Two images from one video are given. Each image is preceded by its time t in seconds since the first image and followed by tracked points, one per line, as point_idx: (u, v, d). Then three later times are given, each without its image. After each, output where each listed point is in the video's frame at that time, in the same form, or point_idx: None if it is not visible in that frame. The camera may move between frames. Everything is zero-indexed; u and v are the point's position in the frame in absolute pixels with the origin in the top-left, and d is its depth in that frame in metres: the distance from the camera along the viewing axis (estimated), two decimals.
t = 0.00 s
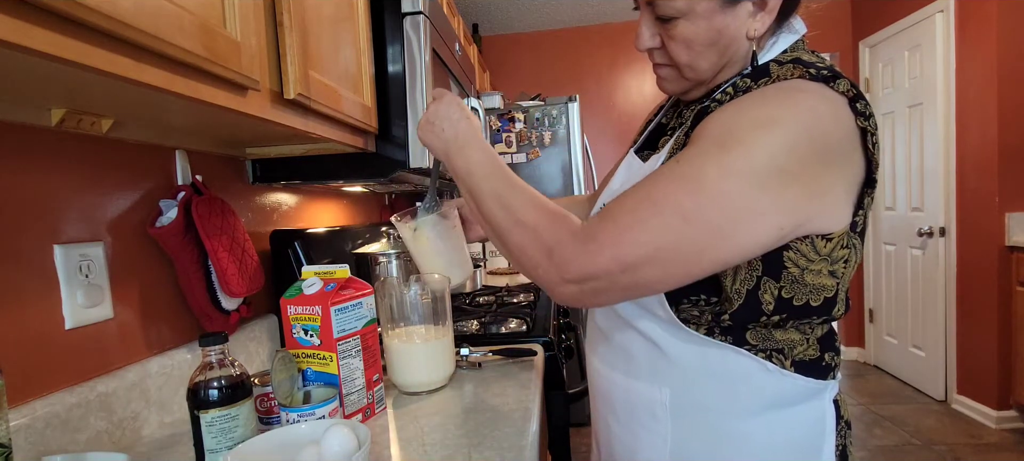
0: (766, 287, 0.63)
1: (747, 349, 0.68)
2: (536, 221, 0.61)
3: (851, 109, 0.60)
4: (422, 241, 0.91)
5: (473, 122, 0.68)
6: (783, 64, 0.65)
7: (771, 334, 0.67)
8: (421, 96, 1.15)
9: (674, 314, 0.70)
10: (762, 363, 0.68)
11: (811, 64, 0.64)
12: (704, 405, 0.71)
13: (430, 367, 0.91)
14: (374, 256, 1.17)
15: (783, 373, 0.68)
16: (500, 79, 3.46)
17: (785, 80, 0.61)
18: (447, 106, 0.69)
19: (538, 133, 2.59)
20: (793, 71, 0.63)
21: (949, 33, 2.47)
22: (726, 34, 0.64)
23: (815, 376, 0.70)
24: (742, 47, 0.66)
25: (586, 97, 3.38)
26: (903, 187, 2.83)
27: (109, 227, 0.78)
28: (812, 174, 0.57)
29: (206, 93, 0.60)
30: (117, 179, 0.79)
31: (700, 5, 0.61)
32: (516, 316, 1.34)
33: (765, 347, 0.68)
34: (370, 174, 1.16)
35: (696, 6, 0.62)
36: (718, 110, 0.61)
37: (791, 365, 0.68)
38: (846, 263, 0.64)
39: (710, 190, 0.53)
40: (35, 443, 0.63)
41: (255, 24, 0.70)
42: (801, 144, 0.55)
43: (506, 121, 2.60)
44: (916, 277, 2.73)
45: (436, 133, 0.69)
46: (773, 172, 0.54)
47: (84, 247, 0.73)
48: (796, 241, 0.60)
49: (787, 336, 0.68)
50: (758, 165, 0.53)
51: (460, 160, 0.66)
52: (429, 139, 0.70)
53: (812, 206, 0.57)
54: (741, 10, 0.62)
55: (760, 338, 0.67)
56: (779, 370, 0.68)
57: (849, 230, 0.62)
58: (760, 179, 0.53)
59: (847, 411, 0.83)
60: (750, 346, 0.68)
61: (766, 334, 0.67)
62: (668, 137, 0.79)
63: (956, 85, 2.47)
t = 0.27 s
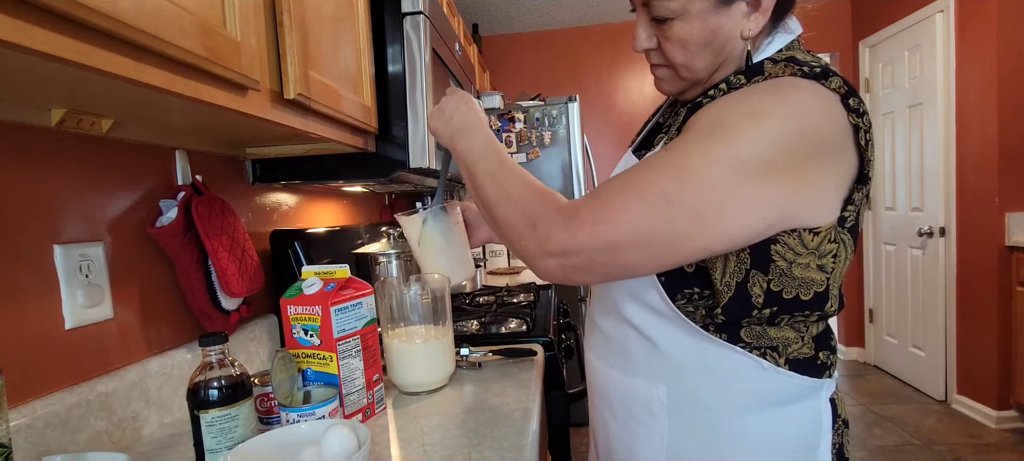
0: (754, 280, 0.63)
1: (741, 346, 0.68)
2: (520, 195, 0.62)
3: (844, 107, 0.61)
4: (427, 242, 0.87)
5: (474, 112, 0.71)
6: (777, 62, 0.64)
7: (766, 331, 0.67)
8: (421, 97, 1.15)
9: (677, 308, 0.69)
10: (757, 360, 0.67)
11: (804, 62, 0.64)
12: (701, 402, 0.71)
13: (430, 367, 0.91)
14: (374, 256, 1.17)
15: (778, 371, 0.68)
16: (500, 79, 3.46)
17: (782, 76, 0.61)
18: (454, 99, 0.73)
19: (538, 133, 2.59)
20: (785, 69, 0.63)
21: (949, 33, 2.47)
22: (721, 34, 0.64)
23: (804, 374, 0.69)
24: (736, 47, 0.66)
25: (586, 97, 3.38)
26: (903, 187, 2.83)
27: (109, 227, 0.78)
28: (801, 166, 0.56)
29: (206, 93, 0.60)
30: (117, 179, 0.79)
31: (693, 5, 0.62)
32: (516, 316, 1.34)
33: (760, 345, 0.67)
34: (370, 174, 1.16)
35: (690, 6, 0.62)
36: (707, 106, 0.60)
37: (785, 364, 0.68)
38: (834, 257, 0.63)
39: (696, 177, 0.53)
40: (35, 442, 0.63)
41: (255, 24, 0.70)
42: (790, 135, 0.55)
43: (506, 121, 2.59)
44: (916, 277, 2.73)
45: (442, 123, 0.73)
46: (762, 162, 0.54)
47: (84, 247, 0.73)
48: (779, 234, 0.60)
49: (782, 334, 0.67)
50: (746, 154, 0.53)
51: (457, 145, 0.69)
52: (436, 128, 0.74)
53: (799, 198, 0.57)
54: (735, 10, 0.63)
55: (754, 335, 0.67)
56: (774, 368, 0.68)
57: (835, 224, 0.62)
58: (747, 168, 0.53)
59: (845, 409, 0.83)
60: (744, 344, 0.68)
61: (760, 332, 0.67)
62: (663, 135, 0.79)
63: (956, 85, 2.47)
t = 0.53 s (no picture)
0: (747, 272, 0.63)
1: (740, 345, 0.67)
2: (511, 176, 0.64)
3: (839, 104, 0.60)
4: (424, 240, 0.87)
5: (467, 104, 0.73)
6: (774, 59, 0.64)
7: (764, 329, 0.67)
8: (421, 96, 1.15)
9: (677, 304, 0.69)
10: (756, 358, 0.68)
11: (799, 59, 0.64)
12: (701, 401, 0.71)
13: (430, 366, 0.91)
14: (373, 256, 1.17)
15: (776, 369, 0.68)
16: (500, 79, 3.46)
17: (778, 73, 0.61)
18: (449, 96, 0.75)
19: (539, 133, 2.59)
20: (779, 66, 0.63)
21: (949, 33, 2.47)
22: (719, 34, 0.64)
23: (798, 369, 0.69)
24: (733, 48, 0.66)
25: (586, 97, 3.38)
26: (903, 187, 2.83)
27: (109, 227, 0.78)
28: (792, 160, 0.56)
29: (206, 93, 0.60)
30: (117, 179, 0.79)
31: (690, 6, 0.62)
32: (516, 316, 1.34)
33: (760, 343, 0.67)
34: (370, 173, 1.16)
35: (687, 7, 0.62)
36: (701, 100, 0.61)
37: (785, 361, 0.68)
38: (825, 250, 0.63)
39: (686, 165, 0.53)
40: (35, 442, 0.63)
41: (255, 24, 0.70)
42: (782, 126, 0.55)
43: (506, 121, 2.59)
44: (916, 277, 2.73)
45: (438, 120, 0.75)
46: (753, 155, 0.54)
47: (84, 247, 0.73)
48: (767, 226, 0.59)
49: (781, 332, 0.67)
50: (737, 144, 0.54)
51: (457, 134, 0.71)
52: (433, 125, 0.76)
53: (789, 190, 0.57)
54: (732, 10, 0.63)
55: (754, 334, 0.67)
56: (773, 366, 0.68)
57: (826, 219, 0.62)
58: (738, 161, 0.54)
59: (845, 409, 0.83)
60: (743, 342, 0.67)
61: (760, 330, 0.67)
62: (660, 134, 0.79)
63: (956, 85, 2.46)
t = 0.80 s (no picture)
0: (747, 268, 0.63)
1: (742, 342, 0.67)
2: (515, 174, 0.64)
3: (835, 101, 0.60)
4: (433, 225, 0.85)
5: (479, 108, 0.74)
6: (772, 59, 0.64)
7: (766, 327, 0.66)
8: (421, 96, 1.14)
9: (679, 301, 0.69)
10: (758, 355, 0.67)
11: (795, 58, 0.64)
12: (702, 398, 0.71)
13: (431, 367, 0.91)
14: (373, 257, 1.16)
15: (777, 366, 0.68)
16: (500, 79, 3.45)
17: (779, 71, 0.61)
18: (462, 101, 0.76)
19: (539, 133, 2.59)
20: (776, 64, 0.63)
21: (949, 33, 2.47)
22: (717, 33, 0.64)
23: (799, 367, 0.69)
24: (731, 47, 0.66)
25: (586, 97, 3.38)
26: (903, 187, 2.83)
27: (109, 228, 0.78)
28: (790, 154, 0.57)
29: (206, 93, 0.60)
30: (117, 179, 0.79)
31: (689, 6, 0.62)
32: (516, 316, 1.34)
33: (761, 341, 0.67)
34: (370, 173, 1.16)
35: (686, 7, 0.62)
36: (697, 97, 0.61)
37: (785, 359, 0.68)
38: (826, 246, 0.63)
39: (684, 160, 0.54)
40: (35, 443, 0.63)
41: (255, 24, 0.70)
42: (778, 120, 0.55)
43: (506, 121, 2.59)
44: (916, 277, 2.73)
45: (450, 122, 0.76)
46: (752, 151, 0.54)
47: (84, 247, 0.73)
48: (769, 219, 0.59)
49: (783, 330, 0.67)
50: (736, 140, 0.54)
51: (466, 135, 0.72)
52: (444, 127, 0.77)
53: (787, 184, 0.57)
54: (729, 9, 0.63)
55: (755, 331, 0.67)
56: (774, 363, 0.68)
57: (826, 213, 0.62)
58: (735, 155, 0.54)
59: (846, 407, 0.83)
60: (746, 339, 0.67)
61: (761, 328, 0.66)
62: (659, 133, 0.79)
63: (956, 85, 2.46)
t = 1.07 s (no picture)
0: (755, 266, 0.63)
1: (748, 339, 0.67)
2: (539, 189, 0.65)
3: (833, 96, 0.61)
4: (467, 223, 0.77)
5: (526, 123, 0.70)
6: (769, 58, 0.64)
7: (770, 324, 0.67)
8: (421, 97, 1.14)
9: (682, 299, 0.70)
10: (763, 352, 0.67)
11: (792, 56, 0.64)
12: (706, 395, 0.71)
13: (430, 367, 0.91)
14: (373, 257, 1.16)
15: (781, 362, 0.68)
16: (500, 79, 3.46)
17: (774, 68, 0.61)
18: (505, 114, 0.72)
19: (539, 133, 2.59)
20: (775, 62, 0.63)
21: (949, 33, 2.47)
22: (711, 29, 0.66)
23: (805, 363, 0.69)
24: (725, 43, 0.68)
25: (586, 97, 3.38)
26: (903, 187, 2.83)
27: (110, 227, 0.78)
28: (793, 153, 0.57)
29: (206, 93, 0.60)
30: (118, 179, 0.79)
31: (682, 3, 0.64)
32: (516, 316, 1.35)
33: (766, 337, 0.67)
34: (370, 173, 1.16)
35: (680, 4, 0.64)
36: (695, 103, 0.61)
37: (790, 355, 0.68)
38: (834, 243, 0.63)
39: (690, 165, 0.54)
40: (35, 442, 0.63)
41: (255, 24, 0.70)
42: (779, 120, 0.56)
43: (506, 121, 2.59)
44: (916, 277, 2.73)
45: (492, 135, 0.72)
46: (755, 150, 0.54)
47: (84, 247, 0.73)
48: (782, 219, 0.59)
49: (786, 326, 0.67)
50: (740, 141, 0.54)
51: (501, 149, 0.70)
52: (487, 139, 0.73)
53: (793, 183, 0.57)
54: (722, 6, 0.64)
55: (759, 328, 0.67)
56: (779, 360, 0.68)
57: (834, 210, 0.62)
58: (740, 154, 0.54)
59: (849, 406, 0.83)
60: (751, 336, 0.67)
61: (765, 324, 0.67)
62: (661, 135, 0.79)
63: (956, 85, 2.46)
